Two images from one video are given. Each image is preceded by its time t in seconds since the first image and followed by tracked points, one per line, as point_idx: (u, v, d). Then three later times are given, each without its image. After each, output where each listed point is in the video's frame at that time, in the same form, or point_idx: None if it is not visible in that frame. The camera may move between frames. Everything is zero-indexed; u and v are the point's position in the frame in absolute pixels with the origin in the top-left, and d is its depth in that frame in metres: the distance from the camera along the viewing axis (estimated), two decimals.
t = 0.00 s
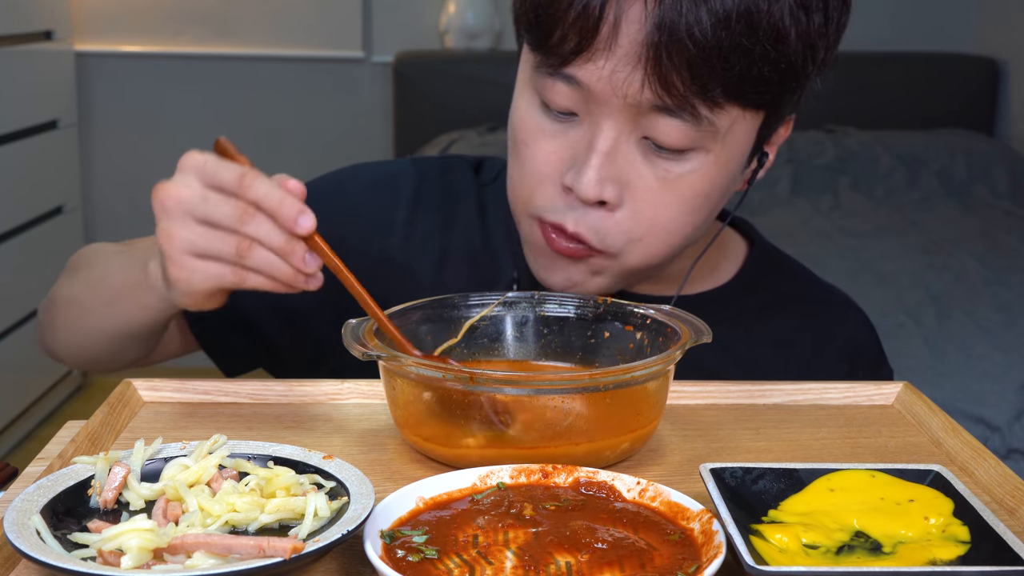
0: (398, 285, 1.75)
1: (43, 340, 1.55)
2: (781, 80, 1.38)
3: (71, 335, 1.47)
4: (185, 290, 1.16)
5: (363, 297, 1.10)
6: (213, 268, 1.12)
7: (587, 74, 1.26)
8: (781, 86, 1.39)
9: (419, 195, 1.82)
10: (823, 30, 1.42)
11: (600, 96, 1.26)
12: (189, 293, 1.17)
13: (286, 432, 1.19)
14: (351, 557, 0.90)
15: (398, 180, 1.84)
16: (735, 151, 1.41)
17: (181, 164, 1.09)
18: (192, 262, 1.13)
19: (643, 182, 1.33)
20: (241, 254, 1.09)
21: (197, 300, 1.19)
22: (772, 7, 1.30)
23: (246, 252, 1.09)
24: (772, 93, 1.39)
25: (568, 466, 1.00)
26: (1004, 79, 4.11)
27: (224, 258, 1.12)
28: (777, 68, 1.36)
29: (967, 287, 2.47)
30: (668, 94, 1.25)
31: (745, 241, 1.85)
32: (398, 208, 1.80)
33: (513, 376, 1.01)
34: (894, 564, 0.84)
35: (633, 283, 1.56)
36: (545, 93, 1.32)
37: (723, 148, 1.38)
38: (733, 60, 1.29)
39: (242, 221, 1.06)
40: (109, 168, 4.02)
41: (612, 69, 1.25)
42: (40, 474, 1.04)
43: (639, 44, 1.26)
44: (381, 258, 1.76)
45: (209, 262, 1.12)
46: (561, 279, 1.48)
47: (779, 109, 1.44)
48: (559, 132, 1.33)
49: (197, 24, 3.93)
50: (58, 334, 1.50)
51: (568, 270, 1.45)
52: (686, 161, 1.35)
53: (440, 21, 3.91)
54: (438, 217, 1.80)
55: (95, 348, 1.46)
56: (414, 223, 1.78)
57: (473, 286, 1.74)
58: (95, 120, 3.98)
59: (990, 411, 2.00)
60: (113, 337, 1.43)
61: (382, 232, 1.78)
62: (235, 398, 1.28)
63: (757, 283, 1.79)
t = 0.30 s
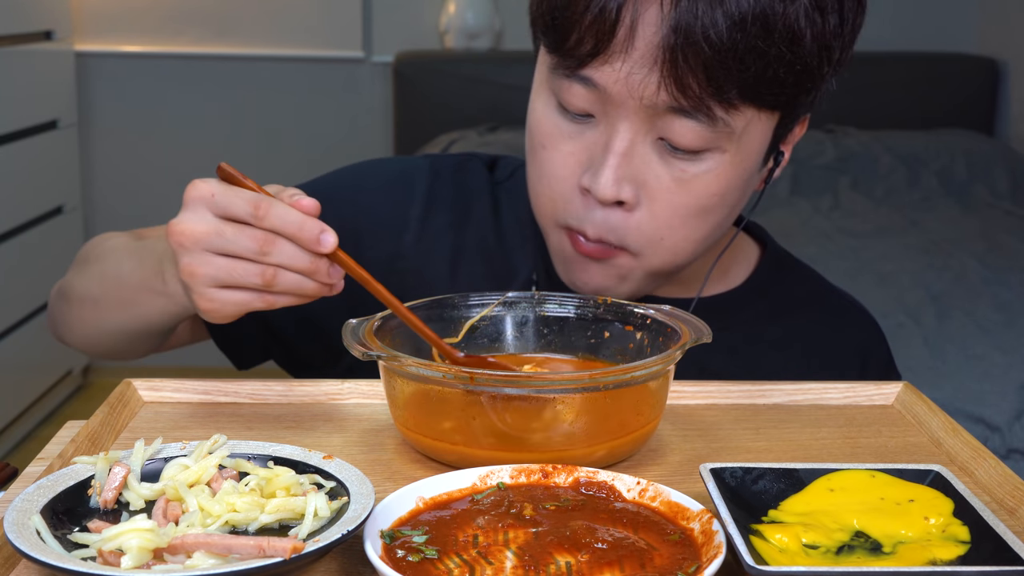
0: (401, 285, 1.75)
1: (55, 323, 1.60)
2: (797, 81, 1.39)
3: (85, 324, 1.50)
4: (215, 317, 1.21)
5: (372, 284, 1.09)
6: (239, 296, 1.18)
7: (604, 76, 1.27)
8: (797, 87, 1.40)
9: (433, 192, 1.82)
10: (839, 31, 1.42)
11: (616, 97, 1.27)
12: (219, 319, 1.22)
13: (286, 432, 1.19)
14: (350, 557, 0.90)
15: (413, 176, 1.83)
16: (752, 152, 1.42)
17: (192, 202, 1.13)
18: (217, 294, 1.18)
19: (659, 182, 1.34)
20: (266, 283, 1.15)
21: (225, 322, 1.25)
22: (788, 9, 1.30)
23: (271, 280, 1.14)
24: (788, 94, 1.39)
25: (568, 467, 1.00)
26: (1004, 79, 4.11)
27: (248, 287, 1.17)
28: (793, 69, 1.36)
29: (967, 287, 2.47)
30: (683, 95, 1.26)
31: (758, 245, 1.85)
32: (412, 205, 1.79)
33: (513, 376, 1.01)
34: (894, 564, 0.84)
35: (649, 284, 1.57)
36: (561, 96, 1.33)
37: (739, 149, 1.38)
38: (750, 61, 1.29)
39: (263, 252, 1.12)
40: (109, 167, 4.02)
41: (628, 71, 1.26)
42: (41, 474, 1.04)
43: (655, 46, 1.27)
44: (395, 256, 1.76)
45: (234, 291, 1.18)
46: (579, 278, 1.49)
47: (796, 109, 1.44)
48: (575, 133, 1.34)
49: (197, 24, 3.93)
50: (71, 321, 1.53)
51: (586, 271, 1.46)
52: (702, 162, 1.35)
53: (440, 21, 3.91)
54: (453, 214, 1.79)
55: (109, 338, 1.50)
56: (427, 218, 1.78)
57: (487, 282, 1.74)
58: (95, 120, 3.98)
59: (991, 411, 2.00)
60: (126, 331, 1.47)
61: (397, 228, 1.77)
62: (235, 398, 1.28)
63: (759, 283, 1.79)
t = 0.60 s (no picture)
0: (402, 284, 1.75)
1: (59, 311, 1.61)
2: (805, 77, 1.39)
3: (91, 313, 1.51)
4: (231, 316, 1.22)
5: (392, 279, 1.12)
6: (256, 296, 1.18)
7: (613, 73, 1.28)
8: (805, 83, 1.40)
9: (441, 188, 1.82)
10: (845, 27, 1.42)
11: (626, 94, 1.28)
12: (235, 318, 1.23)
13: (286, 432, 1.19)
14: (350, 557, 0.90)
15: (421, 173, 1.84)
16: (759, 148, 1.42)
17: (205, 206, 1.14)
18: (233, 295, 1.18)
19: (668, 178, 1.34)
20: (284, 282, 1.16)
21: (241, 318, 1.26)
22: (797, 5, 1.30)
23: (289, 280, 1.15)
24: (796, 90, 1.40)
25: (568, 466, 1.00)
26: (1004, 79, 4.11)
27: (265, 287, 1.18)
28: (801, 65, 1.36)
29: (967, 287, 2.47)
30: (692, 92, 1.27)
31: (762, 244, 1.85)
32: (419, 201, 1.80)
33: (513, 375, 1.01)
34: (893, 564, 0.84)
35: (658, 279, 1.57)
36: (571, 92, 1.33)
37: (748, 144, 1.39)
38: (758, 58, 1.30)
39: (282, 254, 1.13)
40: (110, 167, 4.02)
41: (637, 68, 1.27)
42: (40, 474, 1.04)
43: (665, 43, 1.27)
44: (403, 251, 1.76)
45: (251, 292, 1.18)
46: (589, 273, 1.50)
47: (803, 105, 1.45)
48: (584, 130, 1.35)
49: (197, 24, 3.93)
50: (77, 310, 1.54)
51: (595, 265, 1.47)
52: (711, 157, 1.36)
53: (440, 21, 3.91)
54: (460, 211, 1.80)
55: (116, 328, 1.51)
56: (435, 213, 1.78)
57: (493, 277, 1.74)
58: (95, 120, 3.98)
59: (991, 412, 2.00)
60: (135, 322, 1.47)
61: (404, 223, 1.78)
62: (235, 398, 1.28)
63: (762, 281, 1.78)
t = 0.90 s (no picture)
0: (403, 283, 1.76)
1: (72, 325, 1.61)
2: (806, 65, 1.40)
3: (110, 330, 1.52)
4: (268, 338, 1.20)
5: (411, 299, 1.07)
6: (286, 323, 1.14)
7: (620, 66, 1.28)
8: (806, 72, 1.41)
9: (445, 187, 1.82)
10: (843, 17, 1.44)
11: (633, 86, 1.28)
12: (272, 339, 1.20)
13: (286, 432, 1.19)
14: (350, 557, 0.90)
15: (422, 171, 1.83)
16: (764, 137, 1.42)
17: (223, 243, 1.09)
18: (265, 324, 1.15)
19: (676, 170, 1.34)
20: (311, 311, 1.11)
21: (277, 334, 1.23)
22: None
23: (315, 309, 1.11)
24: (798, 77, 1.40)
25: (568, 467, 1.00)
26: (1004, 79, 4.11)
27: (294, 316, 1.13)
28: (803, 53, 1.38)
29: (967, 287, 2.47)
30: (699, 81, 1.27)
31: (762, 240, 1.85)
32: (423, 200, 1.79)
33: (513, 375, 1.01)
34: (893, 564, 0.84)
35: (667, 278, 1.56)
36: (577, 89, 1.33)
37: (754, 135, 1.39)
38: (762, 46, 1.31)
39: (303, 287, 1.07)
40: (110, 167, 4.02)
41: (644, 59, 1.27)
42: (40, 474, 1.04)
43: (670, 34, 1.28)
44: (406, 250, 1.76)
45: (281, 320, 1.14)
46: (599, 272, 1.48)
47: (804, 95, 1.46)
48: (591, 126, 1.35)
49: (197, 24, 3.93)
50: (94, 326, 1.54)
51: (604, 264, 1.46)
52: (718, 147, 1.36)
53: (440, 21, 3.91)
54: (462, 209, 1.79)
55: (138, 344, 1.52)
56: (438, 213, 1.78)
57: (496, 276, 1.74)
58: (95, 120, 3.98)
59: (991, 412, 2.00)
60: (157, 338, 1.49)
61: (407, 223, 1.78)
62: (235, 398, 1.28)
63: (763, 280, 1.78)
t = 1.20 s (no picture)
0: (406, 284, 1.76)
1: (73, 331, 1.61)
2: (811, 50, 1.40)
3: (111, 334, 1.52)
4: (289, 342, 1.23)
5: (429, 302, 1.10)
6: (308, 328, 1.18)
7: (625, 58, 1.28)
8: (811, 56, 1.41)
9: (448, 184, 1.81)
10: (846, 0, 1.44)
11: (639, 78, 1.28)
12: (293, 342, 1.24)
13: (286, 432, 1.19)
14: (350, 557, 0.90)
15: (426, 168, 1.83)
16: (771, 124, 1.42)
17: (241, 258, 1.13)
18: (287, 331, 1.19)
19: (684, 160, 1.34)
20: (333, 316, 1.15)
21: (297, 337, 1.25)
22: None
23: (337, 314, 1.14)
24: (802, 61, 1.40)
25: (568, 466, 1.00)
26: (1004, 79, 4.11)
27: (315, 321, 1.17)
28: (808, 36, 1.38)
29: (967, 287, 2.47)
30: (706, 69, 1.28)
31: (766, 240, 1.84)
32: (427, 198, 1.80)
33: (513, 375, 1.00)
34: (893, 564, 0.84)
35: (676, 272, 1.56)
36: (581, 84, 1.33)
37: (761, 122, 1.39)
38: (768, 32, 1.31)
39: (322, 295, 1.11)
40: (110, 167, 4.02)
41: (650, 50, 1.27)
42: (41, 474, 1.04)
43: (675, 24, 1.28)
44: (410, 249, 1.77)
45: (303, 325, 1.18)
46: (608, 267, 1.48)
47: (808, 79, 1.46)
48: (597, 121, 1.35)
49: (197, 24, 3.93)
50: (95, 331, 1.54)
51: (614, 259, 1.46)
52: (726, 136, 1.36)
53: (440, 21, 3.91)
54: (466, 206, 1.79)
55: (141, 348, 1.51)
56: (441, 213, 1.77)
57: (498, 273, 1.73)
58: (95, 120, 3.98)
59: (991, 412, 2.00)
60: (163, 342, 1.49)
61: (410, 223, 1.78)
62: (235, 398, 1.28)
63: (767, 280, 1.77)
